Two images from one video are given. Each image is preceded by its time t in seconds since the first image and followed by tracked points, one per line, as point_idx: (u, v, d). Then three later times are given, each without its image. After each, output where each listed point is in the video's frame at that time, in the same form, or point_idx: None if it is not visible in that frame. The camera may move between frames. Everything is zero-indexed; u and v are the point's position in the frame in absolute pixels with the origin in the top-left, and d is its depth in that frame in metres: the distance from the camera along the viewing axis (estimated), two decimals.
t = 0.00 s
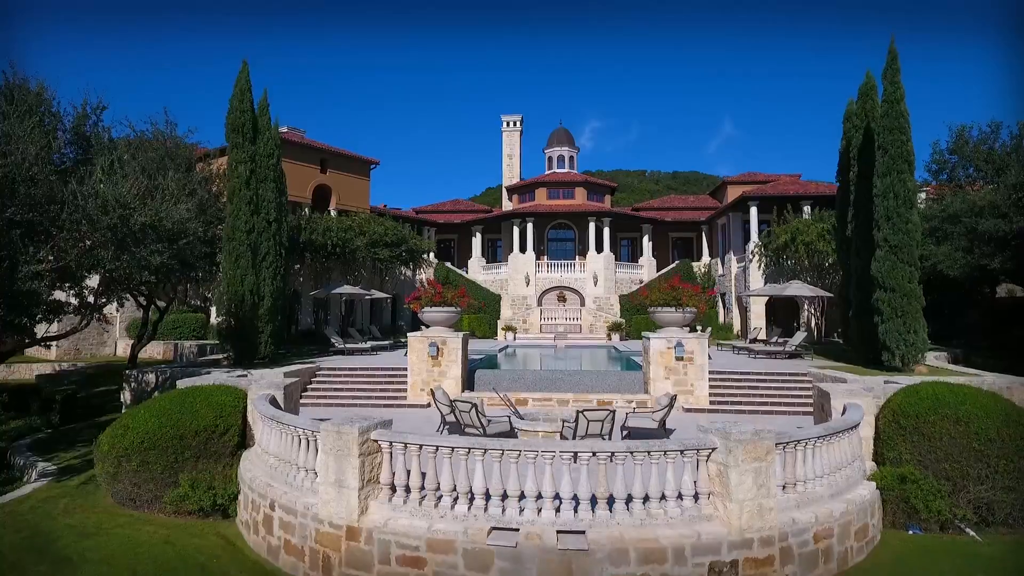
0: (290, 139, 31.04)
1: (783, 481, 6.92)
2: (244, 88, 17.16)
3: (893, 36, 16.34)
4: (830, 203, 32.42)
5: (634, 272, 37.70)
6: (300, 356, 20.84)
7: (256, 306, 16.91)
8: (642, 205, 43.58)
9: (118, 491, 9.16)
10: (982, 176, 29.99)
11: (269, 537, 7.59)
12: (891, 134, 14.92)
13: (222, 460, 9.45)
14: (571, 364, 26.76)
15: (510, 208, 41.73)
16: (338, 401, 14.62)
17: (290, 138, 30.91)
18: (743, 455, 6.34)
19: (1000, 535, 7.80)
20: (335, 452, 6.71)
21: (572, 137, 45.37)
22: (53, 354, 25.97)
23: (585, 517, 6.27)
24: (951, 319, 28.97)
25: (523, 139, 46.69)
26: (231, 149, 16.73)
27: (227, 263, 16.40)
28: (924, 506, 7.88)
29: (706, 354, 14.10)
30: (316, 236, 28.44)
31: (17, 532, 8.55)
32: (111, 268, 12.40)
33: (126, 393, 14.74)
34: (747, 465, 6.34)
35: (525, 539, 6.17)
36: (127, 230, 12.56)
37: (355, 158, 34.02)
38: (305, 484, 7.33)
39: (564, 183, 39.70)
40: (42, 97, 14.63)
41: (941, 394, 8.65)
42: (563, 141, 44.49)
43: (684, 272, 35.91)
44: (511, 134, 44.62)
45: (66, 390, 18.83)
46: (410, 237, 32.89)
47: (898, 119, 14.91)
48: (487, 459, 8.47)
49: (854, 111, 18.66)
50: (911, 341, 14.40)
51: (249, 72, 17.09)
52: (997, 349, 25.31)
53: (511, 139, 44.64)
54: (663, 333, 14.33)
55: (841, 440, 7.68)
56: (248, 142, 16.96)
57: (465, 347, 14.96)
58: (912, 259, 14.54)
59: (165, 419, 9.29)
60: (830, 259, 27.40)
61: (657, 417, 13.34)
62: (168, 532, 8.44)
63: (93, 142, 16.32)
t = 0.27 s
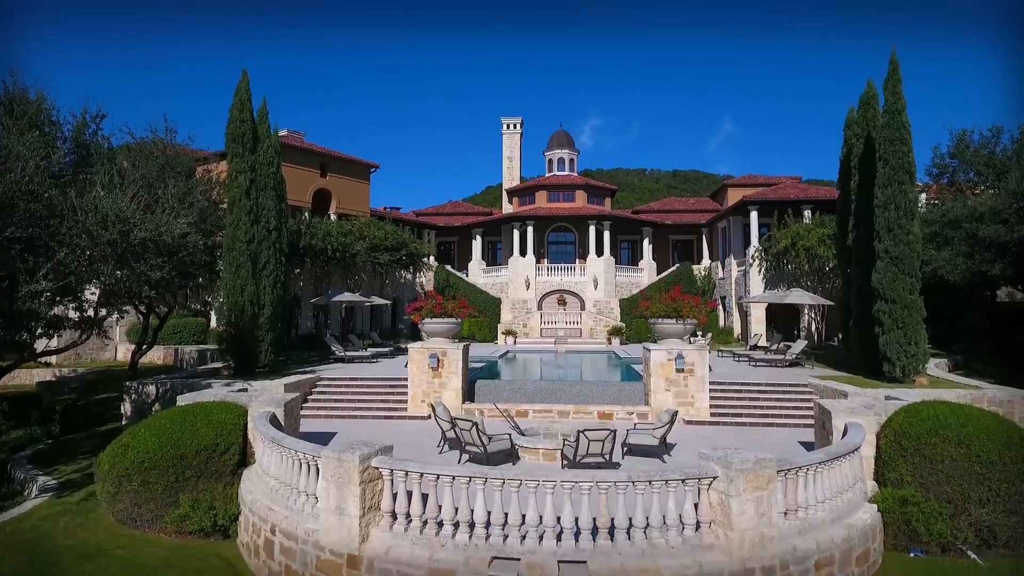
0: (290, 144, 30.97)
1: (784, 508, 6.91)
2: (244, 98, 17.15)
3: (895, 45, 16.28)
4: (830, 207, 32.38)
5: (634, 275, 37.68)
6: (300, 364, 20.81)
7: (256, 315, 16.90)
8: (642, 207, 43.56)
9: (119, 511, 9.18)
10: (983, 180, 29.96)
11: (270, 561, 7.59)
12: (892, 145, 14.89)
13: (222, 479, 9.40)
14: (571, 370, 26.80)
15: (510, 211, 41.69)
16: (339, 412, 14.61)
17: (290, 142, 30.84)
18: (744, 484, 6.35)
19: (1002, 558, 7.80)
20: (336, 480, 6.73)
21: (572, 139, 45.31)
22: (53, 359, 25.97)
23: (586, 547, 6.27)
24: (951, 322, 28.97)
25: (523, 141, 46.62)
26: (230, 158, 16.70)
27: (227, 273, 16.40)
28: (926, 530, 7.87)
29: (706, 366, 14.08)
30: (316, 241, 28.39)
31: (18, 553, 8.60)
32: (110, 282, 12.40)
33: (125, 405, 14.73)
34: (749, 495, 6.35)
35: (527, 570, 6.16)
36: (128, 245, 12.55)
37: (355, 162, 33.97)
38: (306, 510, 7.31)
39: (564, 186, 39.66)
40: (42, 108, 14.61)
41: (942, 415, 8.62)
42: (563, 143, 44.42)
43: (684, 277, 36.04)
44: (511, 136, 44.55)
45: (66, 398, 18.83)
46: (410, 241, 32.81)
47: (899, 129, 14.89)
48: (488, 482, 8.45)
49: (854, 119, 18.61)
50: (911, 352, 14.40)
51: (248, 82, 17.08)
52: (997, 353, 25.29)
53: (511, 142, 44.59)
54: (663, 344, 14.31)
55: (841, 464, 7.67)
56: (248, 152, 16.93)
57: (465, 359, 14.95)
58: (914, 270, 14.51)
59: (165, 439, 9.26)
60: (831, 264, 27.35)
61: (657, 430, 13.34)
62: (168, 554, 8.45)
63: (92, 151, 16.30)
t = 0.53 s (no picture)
0: (290, 147, 30.91)
1: (786, 534, 6.90)
2: (243, 107, 17.08)
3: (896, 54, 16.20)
4: (830, 210, 32.34)
5: (634, 278, 37.65)
6: (300, 371, 20.81)
7: (256, 324, 16.85)
8: (642, 209, 43.54)
9: (118, 530, 9.16)
10: (983, 184, 29.89)
11: None
12: (894, 156, 14.85)
13: (222, 498, 9.39)
14: (571, 375, 26.86)
15: (511, 214, 41.66)
16: (339, 424, 14.62)
17: (290, 146, 30.79)
18: (745, 513, 6.38)
19: None
20: (336, 508, 6.76)
21: (572, 141, 45.26)
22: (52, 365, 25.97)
23: None
24: (951, 326, 28.96)
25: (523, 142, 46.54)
26: (230, 168, 16.63)
27: (227, 283, 16.36)
28: (926, 553, 7.85)
29: (706, 377, 14.08)
30: (316, 246, 28.32)
31: (17, 573, 8.58)
32: (110, 297, 12.37)
33: (125, 416, 14.66)
34: (749, 524, 6.39)
35: None
36: (127, 258, 12.49)
37: (355, 165, 33.94)
38: (306, 535, 7.30)
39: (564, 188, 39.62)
40: (42, 118, 14.56)
41: (943, 436, 8.62)
42: (563, 145, 44.33)
43: (684, 279, 36.06)
44: (511, 138, 44.48)
45: (66, 407, 18.82)
46: (410, 244, 32.80)
47: (901, 140, 14.85)
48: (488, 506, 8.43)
49: (856, 126, 18.52)
50: (911, 363, 14.38)
51: (248, 90, 17.01)
52: (997, 359, 25.30)
53: (511, 143, 44.53)
54: (663, 356, 14.31)
55: (841, 488, 7.69)
56: (248, 161, 16.85)
57: (465, 369, 14.95)
58: (914, 281, 14.49)
59: (165, 458, 9.25)
60: (831, 268, 27.26)
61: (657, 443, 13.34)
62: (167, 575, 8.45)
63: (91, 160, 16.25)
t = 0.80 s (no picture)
0: (289, 149, 30.86)
1: (785, 561, 6.91)
2: (243, 115, 17.04)
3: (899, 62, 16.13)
4: (831, 212, 32.30)
5: (634, 280, 37.63)
6: (300, 377, 20.81)
7: (256, 333, 16.84)
8: (642, 210, 43.50)
9: (118, 549, 9.15)
10: (984, 187, 29.83)
11: None
12: (895, 166, 14.82)
13: (223, 516, 9.42)
14: (571, 379, 26.90)
15: (511, 214, 41.61)
16: (340, 434, 14.61)
17: (289, 148, 30.72)
18: (745, 543, 6.40)
19: None
20: (336, 535, 6.78)
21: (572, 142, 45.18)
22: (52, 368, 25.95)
23: None
24: (951, 329, 28.95)
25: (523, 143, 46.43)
26: (229, 176, 16.59)
27: (227, 292, 16.34)
28: None
29: (706, 389, 14.07)
30: (317, 249, 28.26)
31: None
32: (110, 311, 12.37)
33: (125, 426, 14.64)
34: (750, 553, 6.41)
35: None
36: (127, 272, 12.46)
37: (354, 167, 33.86)
38: (305, 559, 7.31)
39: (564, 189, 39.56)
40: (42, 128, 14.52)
41: (943, 456, 8.63)
42: (563, 145, 44.26)
43: (685, 280, 36.09)
44: (511, 139, 44.38)
45: (66, 414, 18.81)
46: (410, 247, 32.83)
47: (902, 150, 14.82)
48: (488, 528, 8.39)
49: (858, 133, 18.45)
50: (911, 374, 14.38)
51: (248, 98, 16.96)
52: (997, 363, 25.32)
53: (511, 144, 44.45)
54: (663, 366, 14.30)
55: (841, 511, 7.71)
56: (247, 169, 16.82)
57: (465, 380, 14.95)
58: (915, 292, 14.47)
59: (165, 477, 9.26)
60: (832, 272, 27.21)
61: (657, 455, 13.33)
62: None
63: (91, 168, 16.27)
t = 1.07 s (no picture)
0: (289, 152, 30.80)
1: None
2: (242, 123, 16.98)
3: (900, 71, 16.08)
4: (831, 215, 32.29)
5: (634, 281, 37.61)
6: (300, 383, 20.80)
7: (256, 341, 16.82)
8: (643, 211, 43.48)
9: (117, 568, 9.05)
10: (985, 190, 29.77)
11: None
12: (896, 176, 14.77)
13: (222, 534, 9.47)
14: (571, 382, 26.97)
15: (511, 215, 41.57)
16: (340, 444, 14.62)
17: (288, 150, 30.68)
18: (744, 572, 6.44)
19: None
20: (335, 563, 6.81)
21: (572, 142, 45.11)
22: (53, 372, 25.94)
23: None
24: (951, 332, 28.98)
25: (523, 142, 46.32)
26: (228, 185, 16.56)
27: (227, 301, 16.32)
28: None
29: (706, 400, 14.11)
30: (316, 252, 28.20)
31: None
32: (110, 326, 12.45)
33: (125, 436, 14.63)
34: None
35: None
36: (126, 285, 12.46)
37: (354, 169, 33.81)
38: None
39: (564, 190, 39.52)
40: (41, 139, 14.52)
41: (943, 475, 8.63)
42: (563, 146, 44.22)
43: (685, 281, 36.10)
44: (511, 139, 44.30)
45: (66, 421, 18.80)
46: (410, 249, 32.89)
47: (902, 160, 14.78)
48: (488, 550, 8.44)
49: (858, 140, 18.40)
50: (911, 384, 14.38)
51: (247, 106, 16.91)
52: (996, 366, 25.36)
53: (511, 144, 44.38)
54: (663, 377, 14.33)
55: (840, 534, 7.74)
56: (247, 177, 16.79)
57: (465, 390, 14.98)
58: (915, 302, 14.47)
59: (165, 495, 9.26)
60: (832, 275, 27.22)
61: (657, 467, 13.33)
62: None
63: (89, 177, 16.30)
